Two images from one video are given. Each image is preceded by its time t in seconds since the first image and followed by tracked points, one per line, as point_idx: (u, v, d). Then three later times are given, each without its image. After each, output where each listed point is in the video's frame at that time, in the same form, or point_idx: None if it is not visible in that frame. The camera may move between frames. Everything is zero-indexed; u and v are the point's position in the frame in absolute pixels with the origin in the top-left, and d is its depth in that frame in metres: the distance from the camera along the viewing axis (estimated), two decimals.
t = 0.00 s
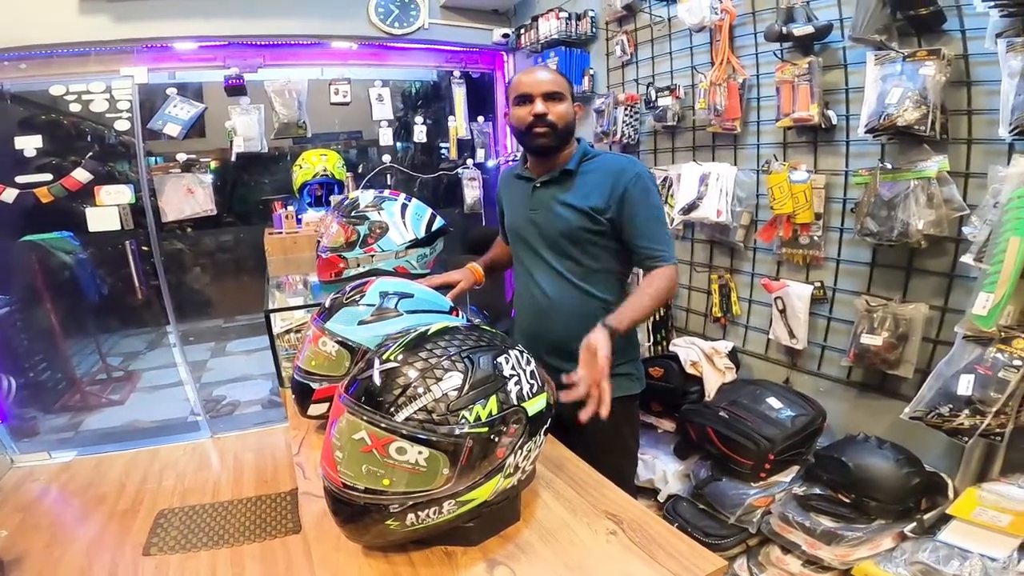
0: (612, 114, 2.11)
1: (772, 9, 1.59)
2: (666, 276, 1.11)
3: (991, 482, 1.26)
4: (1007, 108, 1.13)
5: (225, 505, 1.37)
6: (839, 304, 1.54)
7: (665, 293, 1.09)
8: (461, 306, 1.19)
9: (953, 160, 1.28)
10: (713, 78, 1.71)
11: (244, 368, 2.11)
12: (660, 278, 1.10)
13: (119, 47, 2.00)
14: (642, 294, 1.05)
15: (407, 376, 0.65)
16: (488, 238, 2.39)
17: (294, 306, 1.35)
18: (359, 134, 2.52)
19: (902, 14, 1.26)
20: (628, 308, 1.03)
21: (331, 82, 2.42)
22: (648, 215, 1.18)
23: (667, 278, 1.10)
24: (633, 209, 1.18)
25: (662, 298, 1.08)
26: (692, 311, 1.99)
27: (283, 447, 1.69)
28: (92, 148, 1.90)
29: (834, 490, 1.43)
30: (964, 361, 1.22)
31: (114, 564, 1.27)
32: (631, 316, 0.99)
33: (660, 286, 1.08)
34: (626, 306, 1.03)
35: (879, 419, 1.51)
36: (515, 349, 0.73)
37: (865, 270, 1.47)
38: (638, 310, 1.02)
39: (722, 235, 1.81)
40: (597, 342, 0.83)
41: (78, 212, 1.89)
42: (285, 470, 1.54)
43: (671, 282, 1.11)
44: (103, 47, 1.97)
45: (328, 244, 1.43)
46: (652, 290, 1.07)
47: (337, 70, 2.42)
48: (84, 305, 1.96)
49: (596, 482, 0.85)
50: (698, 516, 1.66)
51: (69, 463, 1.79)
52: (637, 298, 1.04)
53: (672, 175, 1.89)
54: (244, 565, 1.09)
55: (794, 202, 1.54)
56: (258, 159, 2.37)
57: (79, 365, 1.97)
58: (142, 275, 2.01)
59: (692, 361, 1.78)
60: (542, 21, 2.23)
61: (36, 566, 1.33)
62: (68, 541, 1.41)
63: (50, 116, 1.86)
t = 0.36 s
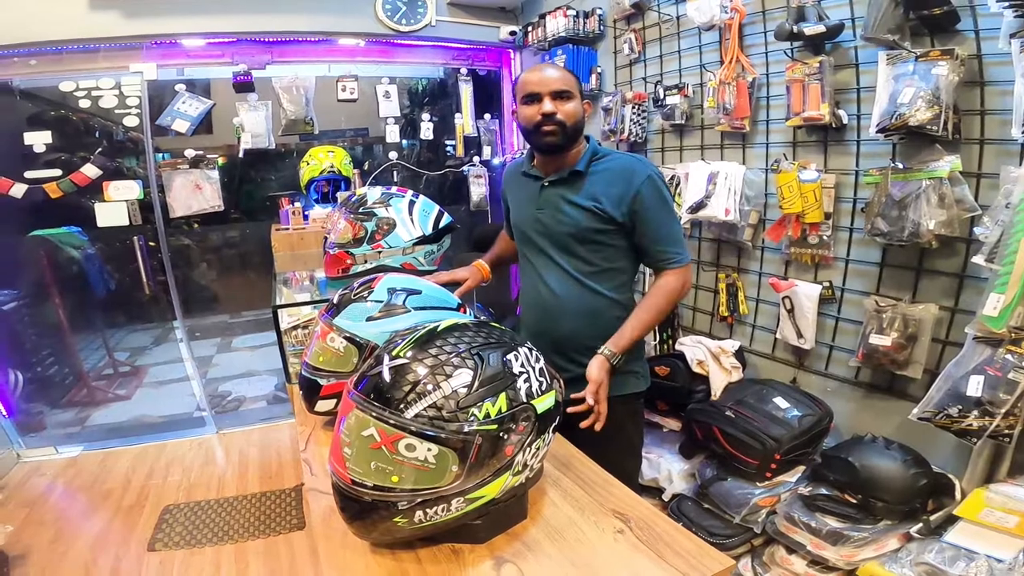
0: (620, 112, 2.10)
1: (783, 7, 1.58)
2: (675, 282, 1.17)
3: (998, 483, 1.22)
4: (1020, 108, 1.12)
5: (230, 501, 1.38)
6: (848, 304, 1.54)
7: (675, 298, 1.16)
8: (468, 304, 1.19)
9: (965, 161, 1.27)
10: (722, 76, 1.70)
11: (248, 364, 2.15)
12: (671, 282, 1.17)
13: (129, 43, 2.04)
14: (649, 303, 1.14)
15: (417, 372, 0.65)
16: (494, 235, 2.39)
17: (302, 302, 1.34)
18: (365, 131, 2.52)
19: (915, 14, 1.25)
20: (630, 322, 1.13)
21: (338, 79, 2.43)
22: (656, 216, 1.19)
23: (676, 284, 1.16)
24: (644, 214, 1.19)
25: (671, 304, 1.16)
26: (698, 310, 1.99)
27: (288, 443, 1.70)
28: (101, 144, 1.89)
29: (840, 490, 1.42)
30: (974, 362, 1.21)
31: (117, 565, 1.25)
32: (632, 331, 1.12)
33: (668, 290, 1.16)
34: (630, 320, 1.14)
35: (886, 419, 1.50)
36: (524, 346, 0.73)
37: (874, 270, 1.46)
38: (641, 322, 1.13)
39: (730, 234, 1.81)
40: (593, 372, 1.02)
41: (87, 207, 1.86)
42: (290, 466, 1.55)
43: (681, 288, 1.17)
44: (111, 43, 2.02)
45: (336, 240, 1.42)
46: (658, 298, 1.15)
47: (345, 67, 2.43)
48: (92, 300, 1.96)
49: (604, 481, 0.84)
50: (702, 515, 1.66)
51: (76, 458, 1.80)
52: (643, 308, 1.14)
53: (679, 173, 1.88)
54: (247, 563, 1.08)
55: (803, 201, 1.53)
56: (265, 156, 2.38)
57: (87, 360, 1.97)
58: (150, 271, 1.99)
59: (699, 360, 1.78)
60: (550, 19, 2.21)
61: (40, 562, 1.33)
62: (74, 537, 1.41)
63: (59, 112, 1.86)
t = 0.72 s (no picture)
0: (619, 111, 2.11)
1: (783, 8, 1.58)
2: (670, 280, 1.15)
3: (996, 482, 1.25)
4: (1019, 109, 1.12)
5: (228, 500, 1.37)
6: (846, 304, 1.54)
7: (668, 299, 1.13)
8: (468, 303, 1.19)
9: (965, 161, 1.27)
10: (722, 76, 1.70)
11: (246, 362, 2.12)
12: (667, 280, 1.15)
13: (127, 41, 1.99)
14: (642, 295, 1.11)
15: (419, 371, 0.64)
16: (493, 234, 2.38)
17: (300, 299, 1.34)
18: (364, 130, 2.51)
19: (916, 14, 1.25)
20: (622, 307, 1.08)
21: (337, 77, 2.42)
22: (658, 217, 1.18)
23: (672, 282, 1.14)
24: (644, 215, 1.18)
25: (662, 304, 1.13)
26: (697, 310, 1.99)
27: (286, 442, 1.69)
28: (99, 142, 1.87)
29: (838, 489, 1.43)
30: (972, 362, 1.21)
31: (114, 564, 1.26)
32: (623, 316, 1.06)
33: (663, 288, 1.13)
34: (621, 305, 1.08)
35: (884, 419, 1.51)
36: (526, 344, 0.73)
37: (873, 270, 1.47)
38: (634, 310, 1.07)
39: (729, 234, 1.81)
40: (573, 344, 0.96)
41: (84, 204, 1.86)
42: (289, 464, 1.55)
43: (676, 288, 1.14)
44: (110, 40, 1.96)
45: (335, 238, 1.41)
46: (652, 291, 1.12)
47: (344, 65, 2.41)
48: (88, 299, 1.96)
49: (605, 480, 0.84)
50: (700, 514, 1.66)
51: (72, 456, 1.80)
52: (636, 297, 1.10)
53: (679, 172, 1.88)
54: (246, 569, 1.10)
55: (803, 201, 1.54)
56: (264, 154, 2.37)
57: (83, 357, 1.95)
58: (147, 269, 2.00)
59: (698, 360, 1.77)
60: (549, 17, 2.19)
61: (37, 561, 1.33)
62: (73, 535, 1.42)
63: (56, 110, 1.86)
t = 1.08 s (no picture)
0: (624, 108, 2.10)
1: (791, 4, 1.57)
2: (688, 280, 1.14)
3: (999, 481, 1.25)
4: None
5: (229, 495, 1.37)
6: (851, 302, 1.53)
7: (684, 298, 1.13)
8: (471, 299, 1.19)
9: (973, 160, 1.27)
10: (728, 73, 1.69)
11: (249, 357, 2.12)
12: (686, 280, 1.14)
13: (131, 36, 2.03)
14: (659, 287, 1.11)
15: (423, 366, 0.64)
16: (495, 231, 2.38)
17: (303, 294, 1.33)
18: (366, 126, 2.50)
19: (924, 12, 1.25)
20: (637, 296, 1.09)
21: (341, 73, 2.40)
22: (676, 217, 1.16)
23: (692, 282, 1.13)
24: (662, 214, 1.17)
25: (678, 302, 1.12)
26: (700, 307, 1.99)
27: (288, 437, 1.69)
28: (102, 137, 1.87)
29: (841, 488, 1.43)
30: (977, 360, 1.21)
31: (115, 559, 1.26)
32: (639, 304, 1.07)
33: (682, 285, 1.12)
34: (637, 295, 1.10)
35: (889, 417, 1.50)
36: (532, 340, 0.73)
37: (879, 268, 1.46)
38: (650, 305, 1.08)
39: (734, 231, 1.80)
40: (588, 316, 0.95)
41: (88, 199, 1.87)
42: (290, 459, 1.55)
43: (692, 290, 1.13)
44: (113, 36, 2.01)
45: (339, 233, 1.42)
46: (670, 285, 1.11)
47: (347, 60, 2.40)
48: (91, 292, 1.94)
49: (609, 477, 0.84)
50: (702, 512, 1.66)
51: (74, 451, 1.79)
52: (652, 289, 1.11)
53: (683, 169, 1.87)
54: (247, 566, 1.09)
55: (809, 199, 1.53)
56: (266, 149, 2.37)
57: (86, 352, 1.96)
58: (151, 264, 1.97)
59: (701, 357, 1.77)
60: (554, 14, 2.20)
61: (38, 558, 1.33)
62: (72, 530, 1.41)
63: (61, 106, 1.85)
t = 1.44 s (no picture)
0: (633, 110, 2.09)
1: (802, 6, 1.55)
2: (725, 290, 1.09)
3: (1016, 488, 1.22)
4: None
5: (237, 497, 1.37)
6: (865, 307, 1.51)
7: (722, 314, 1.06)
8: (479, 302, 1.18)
9: (989, 163, 1.24)
10: (739, 75, 1.68)
11: (258, 360, 2.13)
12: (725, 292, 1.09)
13: (144, 39, 2.03)
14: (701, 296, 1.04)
15: (433, 372, 0.63)
16: (503, 233, 2.38)
17: (312, 298, 1.33)
18: (374, 128, 2.51)
19: (939, 13, 1.23)
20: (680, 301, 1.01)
21: (350, 75, 2.42)
22: (713, 224, 1.10)
23: (729, 295, 1.06)
24: (698, 221, 1.10)
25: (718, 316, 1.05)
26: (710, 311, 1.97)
27: (295, 440, 1.69)
28: (113, 139, 1.86)
29: (854, 493, 1.41)
30: (995, 366, 1.18)
31: (124, 561, 1.27)
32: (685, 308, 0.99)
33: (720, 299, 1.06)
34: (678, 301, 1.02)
35: (903, 422, 1.48)
36: (542, 346, 0.72)
37: (893, 273, 1.44)
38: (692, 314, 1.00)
39: (744, 234, 1.79)
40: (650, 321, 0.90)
41: (100, 201, 1.88)
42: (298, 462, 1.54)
43: (732, 303, 1.07)
44: (124, 39, 2.00)
45: (347, 236, 1.41)
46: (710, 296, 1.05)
47: (356, 63, 2.41)
48: (103, 294, 1.95)
49: (618, 483, 0.83)
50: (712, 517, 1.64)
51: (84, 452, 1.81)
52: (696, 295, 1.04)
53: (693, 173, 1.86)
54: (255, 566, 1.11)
55: (822, 202, 1.51)
56: (276, 151, 2.38)
57: (97, 354, 1.99)
58: (161, 266, 1.96)
59: (711, 362, 1.76)
60: (562, 17, 2.19)
61: (47, 558, 1.33)
62: (80, 533, 1.42)
63: (73, 108, 1.86)
